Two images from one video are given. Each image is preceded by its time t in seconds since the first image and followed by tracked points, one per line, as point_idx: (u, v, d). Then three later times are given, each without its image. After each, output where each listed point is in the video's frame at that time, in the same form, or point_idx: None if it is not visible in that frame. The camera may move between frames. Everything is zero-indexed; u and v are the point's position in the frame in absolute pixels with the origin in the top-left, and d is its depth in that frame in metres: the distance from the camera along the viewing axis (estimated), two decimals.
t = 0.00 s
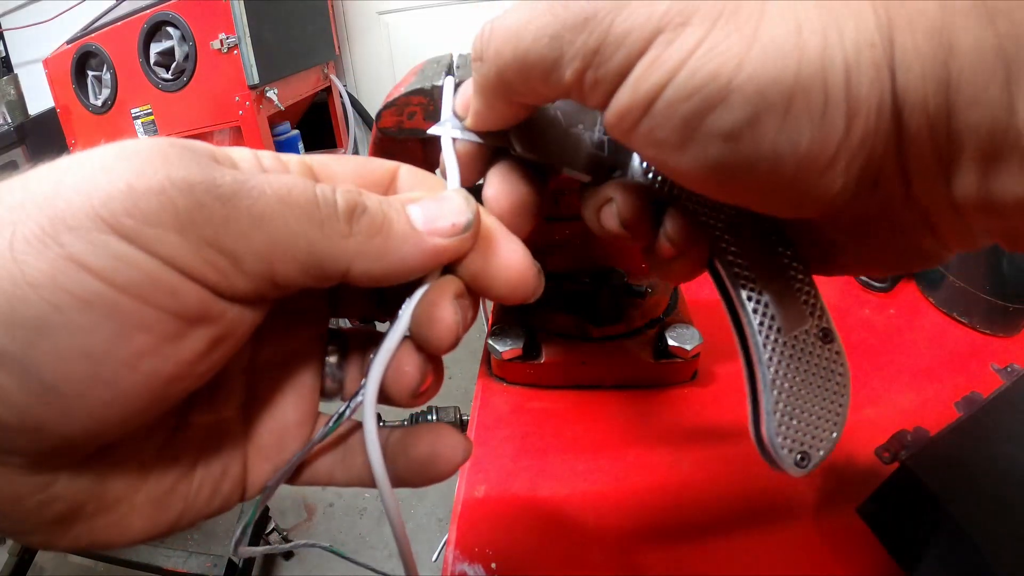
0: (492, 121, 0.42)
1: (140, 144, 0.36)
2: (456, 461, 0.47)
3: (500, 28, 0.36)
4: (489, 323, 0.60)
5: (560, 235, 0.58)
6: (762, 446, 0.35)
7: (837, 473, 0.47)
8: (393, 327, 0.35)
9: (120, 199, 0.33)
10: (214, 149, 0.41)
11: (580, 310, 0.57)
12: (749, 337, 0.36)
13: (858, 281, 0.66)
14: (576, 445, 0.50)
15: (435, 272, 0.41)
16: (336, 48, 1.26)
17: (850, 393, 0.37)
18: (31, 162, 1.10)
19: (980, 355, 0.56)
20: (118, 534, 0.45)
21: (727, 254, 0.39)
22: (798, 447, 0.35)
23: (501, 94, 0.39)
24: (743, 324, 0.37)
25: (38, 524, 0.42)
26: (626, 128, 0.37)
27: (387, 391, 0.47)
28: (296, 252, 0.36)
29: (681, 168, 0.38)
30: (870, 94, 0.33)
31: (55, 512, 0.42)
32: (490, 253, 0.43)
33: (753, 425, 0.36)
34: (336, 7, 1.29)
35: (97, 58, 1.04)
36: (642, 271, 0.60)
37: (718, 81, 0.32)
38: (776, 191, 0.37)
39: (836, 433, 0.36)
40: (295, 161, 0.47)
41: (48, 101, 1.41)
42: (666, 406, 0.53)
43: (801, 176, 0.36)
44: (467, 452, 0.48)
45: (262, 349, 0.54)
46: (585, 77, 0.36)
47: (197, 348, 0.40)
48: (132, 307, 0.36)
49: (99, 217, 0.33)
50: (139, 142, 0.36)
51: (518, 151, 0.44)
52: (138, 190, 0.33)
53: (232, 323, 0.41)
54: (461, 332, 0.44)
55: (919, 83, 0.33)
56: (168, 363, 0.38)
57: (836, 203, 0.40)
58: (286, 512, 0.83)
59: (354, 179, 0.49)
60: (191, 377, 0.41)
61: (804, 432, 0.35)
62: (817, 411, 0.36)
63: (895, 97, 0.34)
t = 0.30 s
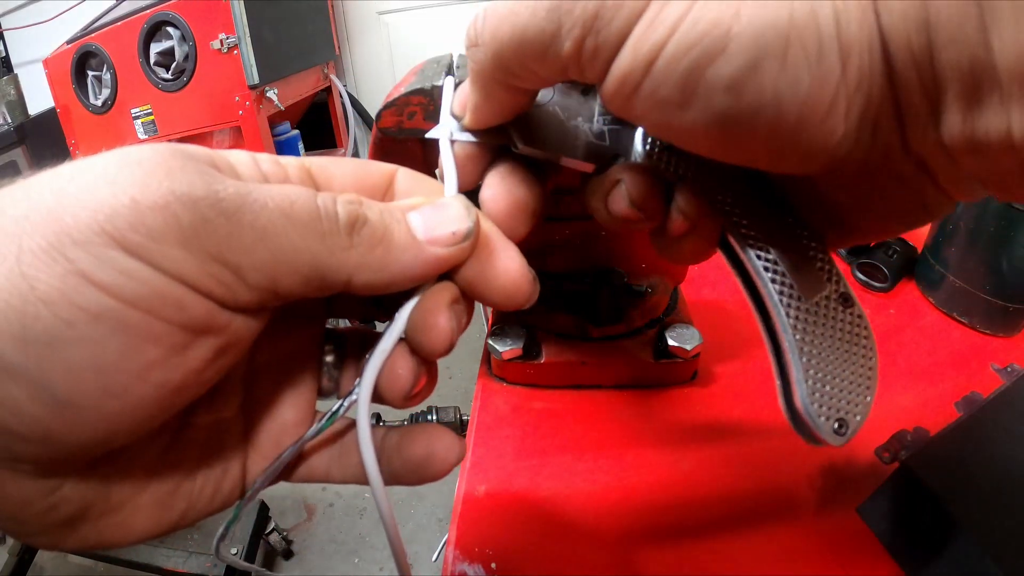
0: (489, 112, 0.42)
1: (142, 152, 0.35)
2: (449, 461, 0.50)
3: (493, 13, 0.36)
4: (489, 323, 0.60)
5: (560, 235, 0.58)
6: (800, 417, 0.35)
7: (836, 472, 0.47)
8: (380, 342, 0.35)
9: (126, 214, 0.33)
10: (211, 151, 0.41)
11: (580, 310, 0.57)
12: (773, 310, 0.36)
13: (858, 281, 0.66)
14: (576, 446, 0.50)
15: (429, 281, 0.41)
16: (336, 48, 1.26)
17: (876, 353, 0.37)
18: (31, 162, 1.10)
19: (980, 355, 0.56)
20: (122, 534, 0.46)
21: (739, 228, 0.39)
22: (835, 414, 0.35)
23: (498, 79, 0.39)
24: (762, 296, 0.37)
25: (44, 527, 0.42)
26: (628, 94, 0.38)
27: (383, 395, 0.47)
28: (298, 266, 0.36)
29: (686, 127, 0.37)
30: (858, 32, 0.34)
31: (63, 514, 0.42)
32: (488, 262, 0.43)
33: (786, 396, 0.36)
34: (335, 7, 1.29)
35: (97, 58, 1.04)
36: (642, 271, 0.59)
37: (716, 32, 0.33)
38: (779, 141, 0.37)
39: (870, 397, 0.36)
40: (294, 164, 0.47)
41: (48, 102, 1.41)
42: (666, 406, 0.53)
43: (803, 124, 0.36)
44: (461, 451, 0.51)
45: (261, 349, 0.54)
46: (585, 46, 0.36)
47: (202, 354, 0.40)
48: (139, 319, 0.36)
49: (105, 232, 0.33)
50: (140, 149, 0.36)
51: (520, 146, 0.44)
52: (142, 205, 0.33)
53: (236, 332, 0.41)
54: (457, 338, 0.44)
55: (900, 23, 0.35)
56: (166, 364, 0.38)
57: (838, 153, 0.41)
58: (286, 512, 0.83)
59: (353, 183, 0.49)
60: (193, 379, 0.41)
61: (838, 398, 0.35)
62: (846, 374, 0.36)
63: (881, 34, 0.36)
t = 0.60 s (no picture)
0: (484, 134, 0.41)
1: (148, 164, 0.35)
2: (445, 461, 0.50)
3: (487, 31, 0.36)
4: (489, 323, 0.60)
5: (560, 236, 0.59)
6: (822, 420, 0.35)
7: (836, 473, 0.47)
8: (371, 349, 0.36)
9: (134, 228, 0.33)
10: (212, 158, 0.42)
11: (580, 310, 0.57)
12: (789, 315, 0.36)
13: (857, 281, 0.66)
14: (576, 446, 0.50)
15: (425, 291, 0.41)
16: (335, 48, 1.26)
17: (893, 350, 0.38)
18: (31, 162, 1.10)
19: (980, 355, 0.56)
20: (130, 532, 0.46)
21: (750, 231, 0.40)
22: (859, 416, 0.35)
23: (492, 98, 0.38)
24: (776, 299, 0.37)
25: (50, 529, 0.42)
26: (637, 108, 0.37)
27: (377, 400, 0.47)
28: (302, 278, 0.36)
29: (697, 140, 0.37)
30: (869, 37, 0.34)
31: (71, 516, 0.42)
32: (487, 273, 0.43)
33: (807, 399, 0.36)
34: (335, 7, 1.29)
35: (97, 58, 1.03)
36: (642, 271, 0.60)
37: (727, 44, 0.32)
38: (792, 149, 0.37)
39: (890, 395, 0.36)
40: (293, 170, 0.47)
41: (48, 102, 1.41)
42: (666, 406, 0.53)
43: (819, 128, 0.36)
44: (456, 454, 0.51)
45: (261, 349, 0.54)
46: (589, 59, 0.35)
47: (211, 363, 0.40)
48: (150, 332, 0.36)
49: (115, 246, 0.33)
50: (145, 160, 0.36)
51: (520, 167, 0.43)
52: (149, 220, 0.33)
53: (244, 341, 0.41)
54: (452, 346, 0.44)
55: (909, 27, 0.34)
56: (177, 373, 0.38)
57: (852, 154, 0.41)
58: (286, 512, 0.82)
59: (350, 192, 0.49)
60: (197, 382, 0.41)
61: (859, 399, 0.35)
62: (865, 373, 0.36)
63: (892, 40, 0.35)
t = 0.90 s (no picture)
0: (495, 113, 0.42)
1: (154, 160, 0.35)
2: (451, 459, 0.49)
3: (507, 12, 0.36)
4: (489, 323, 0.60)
5: (560, 236, 0.61)
6: (753, 447, 0.35)
7: (836, 473, 0.47)
8: (376, 347, 0.36)
9: (142, 224, 0.32)
10: (218, 156, 0.42)
11: (580, 310, 0.57)
12: (747, 341, 0.36)
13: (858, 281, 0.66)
14: (576, 447, 0.50)
15: (433, 289, 0.40)
16: (335, 48, 1.26)
17: (842, 399, 0.37)
18: (31, 162, 1.10)
19: (980, 355, 0.56)
20: (133, 531, 0.46)
21: (728, 254, 0.39)
22: (789, 452, 0.35)
23: (501, 79, 0.39)
24: (740, 325, 0.37)
25: (55, 528, 0.42)
26: (634, 126, 0.37)
27: (382, 401, 0.47)
28: (309, 274, 0.36)
29: (692, 167, 0.37)
30: (877, 95, 0.33)
31: (76, 516, 0.42)
32: (495, 276, 0.43)
33: (746, 425, 0.36)
34: (335, 7, 1.29)
35: (97, 58, 1.04)
36: (642, 271, 0.60)
37: (731, 78, 0.32)
38: (788, 190, 0.36)
39: (827, 439, 0.36)
40: (297, 170, 0.48)
41: (48, 102, 1.41)
42: (665, 405, 0.53)
43: (816, 172, 0.35)
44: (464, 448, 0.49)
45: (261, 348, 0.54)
46: (591, 65, 0.36)
47: (220, 357, 0.40)
48: (160, 329, 0.35)
49: (121, 242, 0.33)
50: (151, 156, 0.36)
51: (524, 150, 0.43)
52: (157, 216, 0.33)
53: (251, 339, 0.41)
54: (459, 347, 0.43)
55: (929, 87, 0.33)
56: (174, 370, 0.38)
57: (846, 204, 0.40)
58: (286, 512, 0.82)
59: (353, 191, 0.49)
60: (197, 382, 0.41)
61: (795, 436, 0.35)
62: (810, 414, 0.36)
63: (904, 97, 0.34)
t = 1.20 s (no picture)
0: (495, 123, 0.42)
1: (160, 161, 0.35)
2: (452, 459, 0.48)
3: (506, 36, 0.36)
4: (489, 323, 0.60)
5: (560, 236, 0.59)
6: (740, 446, 0.36)
7: (835, 473, 0.47)
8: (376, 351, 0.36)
9: (146, 224, 0.32)
10: (222, 155, 0.42)
11: (580, 310, 0.57)
12: (735, 344, 0.37)
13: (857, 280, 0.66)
14: (576, 446, 0.50)
15: (433, 292, 0.40)
16: (336, 48, 1.26)
17: (830, 403, 0.37)
18: (31, 162, 1.10)
19: (980, 355, 0.56)
20: (137, 528, 0.46)
21: (720, 260, 0.39)
22: (774, 451, 0.36)
23: (503, 99, 0.39)
24: (729, 330, 0.38)
25: (59, 523, 0.43)
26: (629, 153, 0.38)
27: (383, 396, 0.47)
28: (314, 276, 0.36)
29: (685, 192, 0.38)
30: (870, 130, 0.33)
31: (81, 511, 0.42)
32: (499, 273, 0.43)
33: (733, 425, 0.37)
34: (335, 7, 1.29)
35: (97, 58, 1.03)
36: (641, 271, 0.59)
37: (721, 113, 0.32)
38: (777, 217, 0.37)
39: (813, 439, 0.37)
40: (302, 169, 0.47)
41: (48, 102, 1.41)
42: (665, 405, 0.53)
43: (805, 201, 0.36)
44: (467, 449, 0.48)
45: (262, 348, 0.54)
46: (588, 97, 0.36)
47: (224, 357, 0.39)
48: (165, 329, 0.35)
49: (126, 242, 0.32)
50: (156, 157, 0.35)
51: (524, 153, 0.43)
52: (161, 217, 0.32)
53: (255, 339, 0.41)
54: (461, 347, 0.44)
55: (923, 120, 0.33)
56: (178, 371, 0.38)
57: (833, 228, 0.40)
58: (286, 512, 0.81)
59: (358, 190, 0.49)
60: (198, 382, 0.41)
61: (781, 436, 0.36)
62: (796, 417, 0.36)
63: (897, 129, 0.34)
